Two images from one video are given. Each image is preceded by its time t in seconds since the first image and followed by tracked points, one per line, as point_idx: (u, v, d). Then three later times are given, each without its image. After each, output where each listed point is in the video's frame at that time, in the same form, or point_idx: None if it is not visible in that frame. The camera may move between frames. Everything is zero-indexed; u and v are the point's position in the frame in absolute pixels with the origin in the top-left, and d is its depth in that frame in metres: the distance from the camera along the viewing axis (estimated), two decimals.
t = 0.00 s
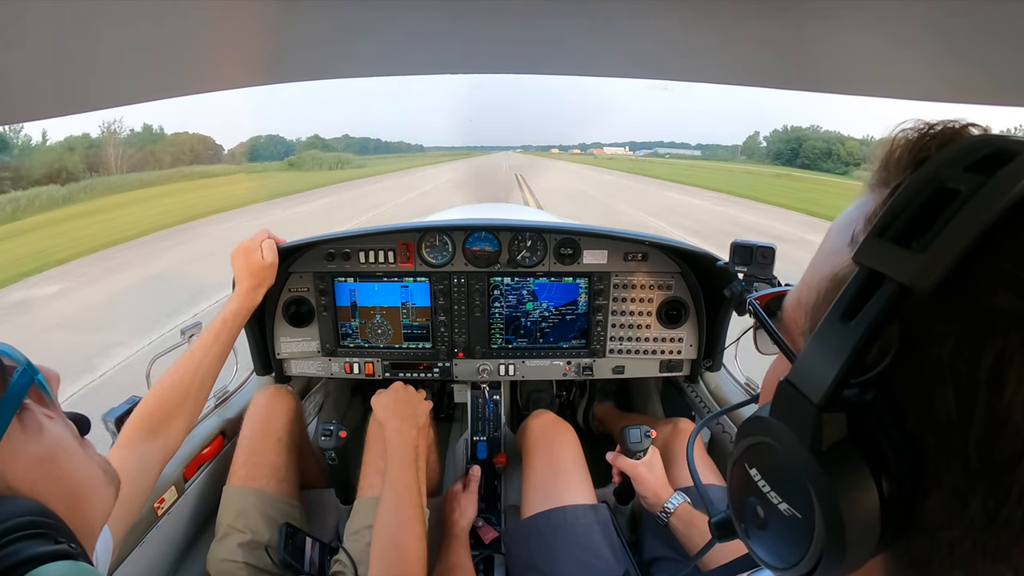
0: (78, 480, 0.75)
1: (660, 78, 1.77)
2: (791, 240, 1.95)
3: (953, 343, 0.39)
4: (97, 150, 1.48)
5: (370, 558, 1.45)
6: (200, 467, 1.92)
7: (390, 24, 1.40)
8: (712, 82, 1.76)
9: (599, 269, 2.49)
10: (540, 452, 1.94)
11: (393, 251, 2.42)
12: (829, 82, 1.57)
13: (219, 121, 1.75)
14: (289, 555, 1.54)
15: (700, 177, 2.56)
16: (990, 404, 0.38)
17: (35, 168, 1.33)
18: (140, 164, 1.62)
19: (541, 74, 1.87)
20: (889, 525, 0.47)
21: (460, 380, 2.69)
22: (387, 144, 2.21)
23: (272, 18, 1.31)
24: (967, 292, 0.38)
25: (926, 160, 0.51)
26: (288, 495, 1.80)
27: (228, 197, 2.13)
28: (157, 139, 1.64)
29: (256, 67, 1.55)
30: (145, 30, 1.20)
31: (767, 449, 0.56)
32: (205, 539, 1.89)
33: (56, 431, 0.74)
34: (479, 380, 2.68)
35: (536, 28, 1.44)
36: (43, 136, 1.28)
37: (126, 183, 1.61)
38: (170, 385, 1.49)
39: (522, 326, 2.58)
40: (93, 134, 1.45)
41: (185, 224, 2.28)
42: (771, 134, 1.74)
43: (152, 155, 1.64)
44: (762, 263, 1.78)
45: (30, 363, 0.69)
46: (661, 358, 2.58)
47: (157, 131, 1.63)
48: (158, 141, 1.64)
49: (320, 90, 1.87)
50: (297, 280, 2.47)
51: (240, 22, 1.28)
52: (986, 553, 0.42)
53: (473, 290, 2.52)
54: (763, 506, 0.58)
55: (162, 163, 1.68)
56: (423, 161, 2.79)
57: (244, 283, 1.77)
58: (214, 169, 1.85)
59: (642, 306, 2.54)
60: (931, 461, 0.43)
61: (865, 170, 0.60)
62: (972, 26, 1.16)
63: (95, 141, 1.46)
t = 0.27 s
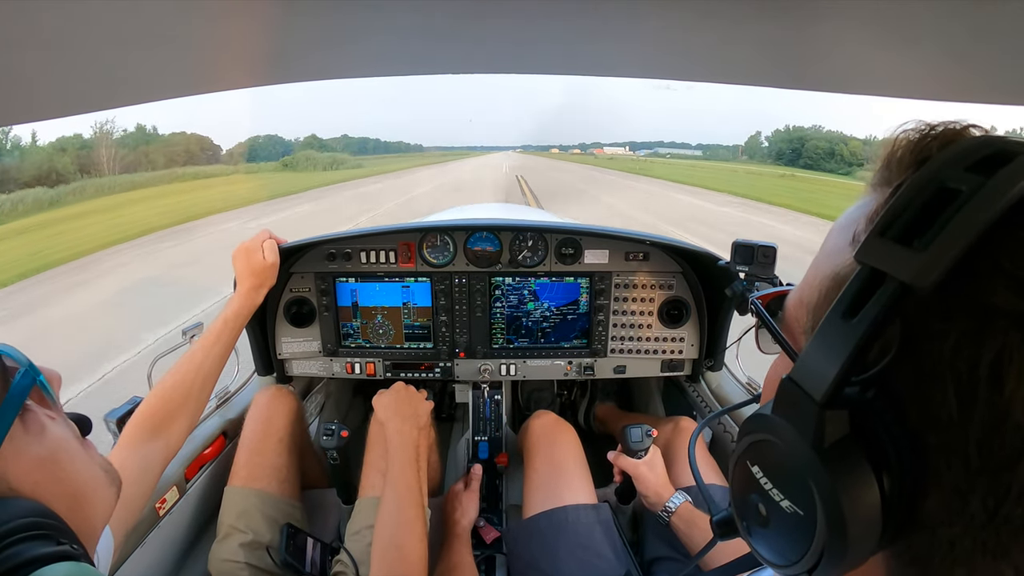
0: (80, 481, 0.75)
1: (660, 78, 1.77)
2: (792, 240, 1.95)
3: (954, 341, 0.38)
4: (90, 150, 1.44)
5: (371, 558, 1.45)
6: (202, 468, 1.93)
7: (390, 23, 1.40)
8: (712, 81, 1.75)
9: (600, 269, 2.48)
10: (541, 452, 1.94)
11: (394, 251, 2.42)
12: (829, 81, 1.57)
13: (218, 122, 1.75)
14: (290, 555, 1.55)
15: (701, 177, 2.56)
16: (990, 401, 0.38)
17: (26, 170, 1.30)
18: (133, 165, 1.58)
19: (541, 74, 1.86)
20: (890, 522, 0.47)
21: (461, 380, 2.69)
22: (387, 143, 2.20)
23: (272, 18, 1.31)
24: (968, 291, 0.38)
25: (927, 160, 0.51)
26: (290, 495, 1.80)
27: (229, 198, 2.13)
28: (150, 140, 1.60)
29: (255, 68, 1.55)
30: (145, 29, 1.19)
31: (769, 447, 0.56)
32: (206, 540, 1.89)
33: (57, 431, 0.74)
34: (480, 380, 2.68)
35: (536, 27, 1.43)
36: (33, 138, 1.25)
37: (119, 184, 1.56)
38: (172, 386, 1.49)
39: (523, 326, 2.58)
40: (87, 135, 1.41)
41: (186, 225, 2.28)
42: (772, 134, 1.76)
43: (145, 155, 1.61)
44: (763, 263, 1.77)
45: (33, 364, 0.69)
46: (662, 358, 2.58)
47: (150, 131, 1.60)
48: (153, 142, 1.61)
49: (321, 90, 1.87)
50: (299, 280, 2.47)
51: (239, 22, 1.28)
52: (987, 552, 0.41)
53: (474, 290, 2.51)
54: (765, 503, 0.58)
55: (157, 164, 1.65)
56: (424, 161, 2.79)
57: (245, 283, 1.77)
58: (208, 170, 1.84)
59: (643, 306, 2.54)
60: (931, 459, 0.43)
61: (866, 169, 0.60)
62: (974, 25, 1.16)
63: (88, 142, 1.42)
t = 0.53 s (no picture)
0: (77, 478, 0.75)
1: (664, 77, 1.77)
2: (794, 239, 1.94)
3: (933, 336, 0.38)
4: (78, 152, 1.42)
5: (371, 557, 1.46)
6: (204, 466, 1.93)
7: (394, 22, 1.39)
8: (715, 80, 1.75)
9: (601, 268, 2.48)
10: (542, 451, 1.94)
11: (396, 250, 2.42)
12: (834, 80, 1.56)
13: (220, 121, 1.76)
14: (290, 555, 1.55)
15: (703, 176, 2.55)
16: (970, 395, 0.38)
17: (12, 172, 1.28)
18: (124, 166, 1.55)
19: (544, 74, 1.86)
20: (877, 519, 0.46)
21: (463, 379, 2.70)
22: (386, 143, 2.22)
23: (277, 17, 1.31)
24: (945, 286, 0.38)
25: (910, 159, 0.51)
26: (291, 494, 1.80)
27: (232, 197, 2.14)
28: (143, 140, 1.58)
29: (259, 66, 1.55)
30: (148, 27, 1.19)
31: (754, 444, 0.56)
32: (209, 538, 1.90)
33: (55, 429, 0.74)
34: (482, 379, 2.68)
35: (540, 28, 1.43)
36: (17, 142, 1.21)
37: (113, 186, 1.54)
38: (174, 384, 1.50)
39: (525, 325, 2.58)
40: (76, 136, 1.39)
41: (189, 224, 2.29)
42: (773, 134, 1.76)
43: (137, 156, 1.58)
44: (766, 262, 1.77)
45: (29, 361, 0.70)
46: (664, 357, 2.58)
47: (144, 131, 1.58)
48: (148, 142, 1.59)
49: (324, 89, 1.87)
50: (300, 279, 2.47)
51: (244, 20, 1.28)
52: (972, 545, 0.41)
53: (476, 289, 2.51)
54: (752, 500, 0.58)
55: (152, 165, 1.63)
56: (426, 160, 2.79)
57: (247, 282, 1.77)
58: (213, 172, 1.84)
59: (644, 305, 2.53)
60: (915, 454, 0.43)
61: (855, 170, 0.60)
62: (976, 24, 1.15)
63: (78, 143, 1.40)
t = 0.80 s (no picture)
0: (73, 475, 0.75)
1: (666, 77, 1.76)
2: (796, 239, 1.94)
3: (920, 339, 0.39)
4: (69, 152, 1.38)
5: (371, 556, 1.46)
6: (204, 465, 1.94)
7: (396, 22, 1.39)
8: (717, 80, 1.75)
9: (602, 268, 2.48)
10: (543, 452, 1.94)
11: (397, 250, 2.43)
12: (836, 80, 1.56)
13: (221, 121, 1.76)
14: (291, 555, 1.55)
15: (704, 175, 2.55)
16: (959, 399, 0.37)
17: None
18: (116, 166, 1.53)
19: (545, 73, 1.86)
20: (867, 524, 0.47)
21: (464, 378, 2.70)
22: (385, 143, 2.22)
23: (279, 16, 1.31)
24: (932, 289, 0.38)
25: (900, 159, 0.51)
26: (291, 493, 1.81)
27: (233, 196, 2.14)
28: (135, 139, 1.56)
29: (262, 66, 1.55)
30: (150, 27, 1.19)
31: (742, 449, 0.56)
32: (210, 537, 1.90)
33: (49, 426, 0.75)
34: (483, 379, 2.68)
35: (542, 27, 1.44)
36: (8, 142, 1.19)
37: (106, 187, 1.52)
38: (175, 384, 1.50)
39: (525, 324, 2.58)
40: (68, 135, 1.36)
41: (190, 223, 2.29)
42: (778, 133, 1.73)
43: (128, 156, 1.55)
44: (767, 263, 1.77)
45: (21, 359, 0.70)
46: (664, 356, 2.57)
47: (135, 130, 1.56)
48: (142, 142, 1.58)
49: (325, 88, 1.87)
50: (301, 278, 2.48)
51: (246, 19, 1.28)
52: (964, 550, 0.41)
53: (477, 289, 2.52)
54: (742, 505, 0.58)
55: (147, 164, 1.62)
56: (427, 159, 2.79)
57: (248, 281, 1.77)
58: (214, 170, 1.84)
59: (645, 305, 2.53)
60: (905, 457, 0.42)
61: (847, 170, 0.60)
62: (978, 24, 1.15)
63: (68, 143, 1.37)
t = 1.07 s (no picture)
0: (72, 474, 0.75)
1: (666, 78, 1.77)
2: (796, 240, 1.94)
3: (920, 346, 0.39)
4: (59, 152, 1.35)
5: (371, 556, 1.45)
6: (203, 465, 1.93)
7: (396, 22, 1.39)
8: (717, 81, 1.75)
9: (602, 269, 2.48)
10: (542, 453, 1.94)
11: (396, 250, 2.42)
12: (836, 81, 1.56)
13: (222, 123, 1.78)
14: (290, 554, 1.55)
15: (703, 176, 2.55)
16: (959, 406, 0.38)
17: None
18: (106, 166, 1.50)
19: (546, 74, 1.86)
20: (867, 528, 0.47)
21: (463, 378, 2.69)
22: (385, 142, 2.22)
23: (280, 16, 1.31)
24: (931, 295, 0.38)
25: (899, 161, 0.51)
26: (290, 493, 1.80)
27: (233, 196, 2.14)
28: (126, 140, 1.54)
29: (262, 66, 1.55)
30: (151, 27, 1.20)
31: (742, 456, 0.56)
32: (208, 538, 1.89)
33: (50, 425, 0.75)
34: (482, 379, 2.68)
35: (541, 28, 1.44)
36: None
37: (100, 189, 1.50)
38: (174, 384, 1.50)
39: (525, 325, 2.58)
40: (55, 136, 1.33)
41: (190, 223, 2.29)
42: (778, 133, 1.72)
43: (119, 157, 1.54)
44: (766, 264, 1.77)
45: (24, 357, 0.70)
46: (664, 358, 2.58)
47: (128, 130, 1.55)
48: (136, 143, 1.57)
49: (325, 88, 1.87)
50: (300, 279, 2.48)
51: (246, 19, 1.28)
52: (965, 556, 0.41)
53: (476, 290, 2.52)
54: (742, 511, 0.59)
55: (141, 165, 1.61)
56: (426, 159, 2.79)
57: (247, 282, 1.77)
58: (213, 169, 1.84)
59: (644, 306, 2.53)
60: (905, 464, 0.43)
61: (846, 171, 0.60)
62: (977, 26, 1.16)
63: (57, 144, 1.34)
